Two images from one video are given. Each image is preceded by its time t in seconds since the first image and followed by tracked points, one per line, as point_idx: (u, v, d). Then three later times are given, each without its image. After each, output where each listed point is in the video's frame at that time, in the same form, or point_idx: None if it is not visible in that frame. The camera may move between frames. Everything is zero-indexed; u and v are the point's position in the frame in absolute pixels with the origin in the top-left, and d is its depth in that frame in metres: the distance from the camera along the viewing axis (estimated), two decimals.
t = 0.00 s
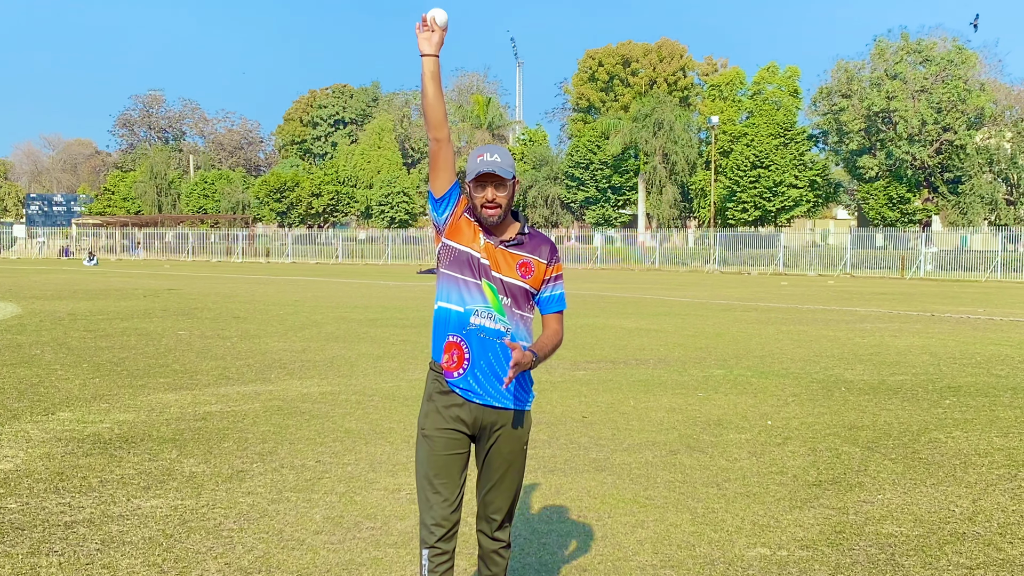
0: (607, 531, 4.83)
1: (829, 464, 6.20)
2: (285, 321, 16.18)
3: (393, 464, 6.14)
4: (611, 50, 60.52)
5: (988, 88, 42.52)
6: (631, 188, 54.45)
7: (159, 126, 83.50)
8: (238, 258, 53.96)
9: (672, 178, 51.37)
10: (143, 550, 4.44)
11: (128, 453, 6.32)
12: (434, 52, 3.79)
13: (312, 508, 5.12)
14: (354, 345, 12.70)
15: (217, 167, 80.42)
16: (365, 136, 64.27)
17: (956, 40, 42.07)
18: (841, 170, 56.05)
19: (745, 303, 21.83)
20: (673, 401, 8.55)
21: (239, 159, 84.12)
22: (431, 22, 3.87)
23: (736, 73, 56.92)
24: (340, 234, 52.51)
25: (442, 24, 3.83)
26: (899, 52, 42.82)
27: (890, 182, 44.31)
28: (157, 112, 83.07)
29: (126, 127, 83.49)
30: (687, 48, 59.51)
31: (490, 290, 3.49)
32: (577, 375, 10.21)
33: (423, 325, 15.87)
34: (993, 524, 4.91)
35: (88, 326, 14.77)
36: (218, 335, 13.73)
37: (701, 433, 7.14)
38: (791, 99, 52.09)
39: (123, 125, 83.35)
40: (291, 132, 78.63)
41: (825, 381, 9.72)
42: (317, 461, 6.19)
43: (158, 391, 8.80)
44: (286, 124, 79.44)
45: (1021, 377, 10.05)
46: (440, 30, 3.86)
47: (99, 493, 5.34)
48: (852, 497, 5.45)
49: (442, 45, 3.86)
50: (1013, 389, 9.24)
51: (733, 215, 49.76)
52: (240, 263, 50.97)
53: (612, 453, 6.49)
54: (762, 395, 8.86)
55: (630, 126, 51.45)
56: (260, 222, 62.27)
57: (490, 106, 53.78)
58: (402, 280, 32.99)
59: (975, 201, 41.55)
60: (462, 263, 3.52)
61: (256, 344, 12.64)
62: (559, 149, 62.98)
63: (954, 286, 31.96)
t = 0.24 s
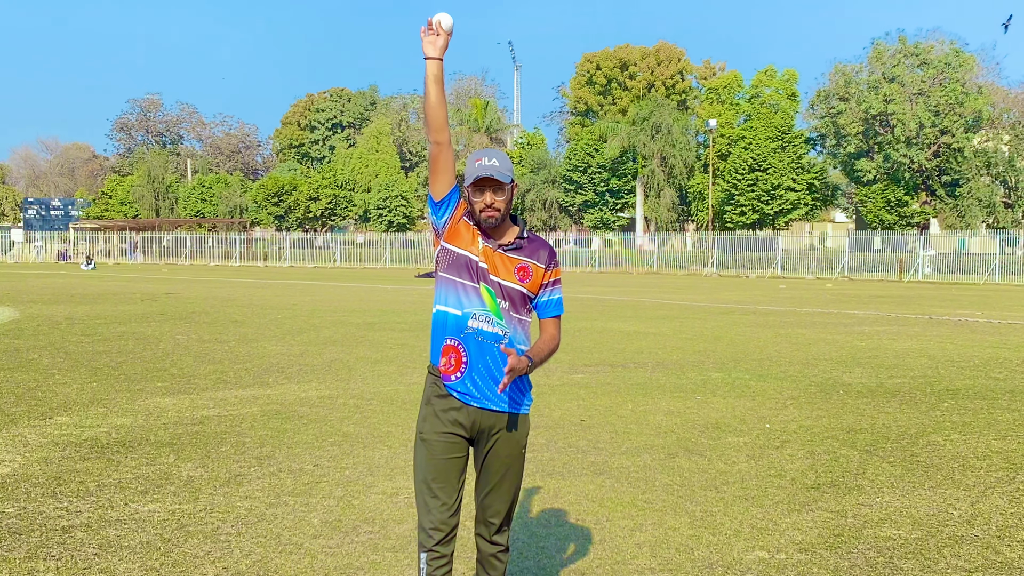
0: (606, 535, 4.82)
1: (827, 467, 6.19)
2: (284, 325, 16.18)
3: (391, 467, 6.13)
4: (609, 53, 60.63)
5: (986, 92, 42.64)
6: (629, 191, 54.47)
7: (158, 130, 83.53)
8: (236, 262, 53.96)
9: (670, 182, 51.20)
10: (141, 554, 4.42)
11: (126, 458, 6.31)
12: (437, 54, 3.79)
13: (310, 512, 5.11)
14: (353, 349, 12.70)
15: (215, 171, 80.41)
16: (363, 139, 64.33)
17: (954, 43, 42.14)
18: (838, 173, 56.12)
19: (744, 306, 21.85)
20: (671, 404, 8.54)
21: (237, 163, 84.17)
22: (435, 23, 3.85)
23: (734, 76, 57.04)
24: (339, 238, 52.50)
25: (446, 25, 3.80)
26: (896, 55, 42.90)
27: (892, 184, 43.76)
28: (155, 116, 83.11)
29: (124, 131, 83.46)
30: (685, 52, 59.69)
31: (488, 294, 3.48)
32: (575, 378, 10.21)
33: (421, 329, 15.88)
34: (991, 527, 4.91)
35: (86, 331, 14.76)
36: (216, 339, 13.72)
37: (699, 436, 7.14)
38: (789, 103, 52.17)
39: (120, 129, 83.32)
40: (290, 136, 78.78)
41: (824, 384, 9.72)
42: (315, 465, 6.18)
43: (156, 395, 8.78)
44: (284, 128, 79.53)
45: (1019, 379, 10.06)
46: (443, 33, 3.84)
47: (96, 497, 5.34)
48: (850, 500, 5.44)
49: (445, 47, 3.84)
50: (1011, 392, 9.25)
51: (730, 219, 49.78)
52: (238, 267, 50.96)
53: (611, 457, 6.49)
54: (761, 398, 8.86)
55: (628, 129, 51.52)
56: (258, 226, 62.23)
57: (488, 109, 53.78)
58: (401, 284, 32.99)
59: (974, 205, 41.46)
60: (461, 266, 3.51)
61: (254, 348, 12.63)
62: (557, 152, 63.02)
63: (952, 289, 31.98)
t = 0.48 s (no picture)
0: (604, 539, 4.82)
1: (826, 471, 6.19)
2: (282, 330, 16.17)
3: (389, 472, 6.13)
4: (607, 57, 60.69)
5: (983, 95, 42.68)
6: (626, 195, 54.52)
7: (155, 134, 83.54)
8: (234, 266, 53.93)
9: (668, 185, 50.99)
10: (139, 560, 4.42)
11: (124, 463, 6.31)
12: (436, 63, 3.82)
13: (308, 517, 5.11)
14: (351, 353, 12.69)
15: (213, 175, 80.40)
16: (361, 144, 64.36)
17: (951, 46, 42.21)
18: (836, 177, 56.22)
19: (742, 310, 21.85)
20: (669, 409, 8.53)
21: (235, 168, 84.18)
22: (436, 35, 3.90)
23: (731, 80, 57.01)
24: (336, 242, 52.54)
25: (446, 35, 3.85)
26: (893, 59, 42.99)
27: (886, 189, 44.51)
28: (152, 120, 83.12)
29: (122, 135, 83.44)
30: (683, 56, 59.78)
31: (485, 299, 3.48)
32: (573, 382, 10.20)
33: (419, 333, 15.87)
34: (989, 531, 4.91)
35: (84, 336, 14.74)
36: (214, 343, 13.71)
37: (697, 440, 7.14)
38: (786, 107, 52.24)
39: (118, 133, 83.30)
40: (288, 140, 78.93)
41: (822, 388, 9.71)
42: (313, 470, 6.17)
43: (154, 400, 8.78)
44: (282, 132, 79.58)
45: (1018, 383, 10.05)
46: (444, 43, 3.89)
47: (94, 503, 5.33)
48: (848, 504, 5.44)
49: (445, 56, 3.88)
50: (1008, 395, 9.25)
51: (728, 222, 49.79)
52: (237, 271, 50.97)
53: (609, 461, 6.48)
54: (759, 402, 8.85)
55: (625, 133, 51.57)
56: (256, 231, 62.21)
57: (486, 114, 53.74)
58: (399, 288, 32.99)
59: (971, 208, 41.51)
60: (459, 272, 3.52)
61: (252, 353, 12.62)
62: (555, 156, 63.06)
63: (950, 292, 32.01)
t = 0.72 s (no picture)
0: (602, 543, 4.81)
1: (825, 474, 6.20)
2: (279, 334, 16.15)
3: (387, 477, 6.12)
4: (604, 61, 60.74)
5: (980, 98, 42.81)
6: (624, 198, 54.55)
7: (153, 139, 83.56)
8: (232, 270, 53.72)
9: (666, 189, 50.91)
10: (138, 565, 4.41)
11: (122, 468, 6.30)
12: (433, 68, 3.80)
13: (306, 521, 5.10)
14: (349, 358, 12.68)
15: (211, 180, 80.40)
16: (359, 148, 64.41)
17: (948, 50, 42.23)
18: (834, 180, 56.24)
19: (740, 314, 21.85)
20: (668, 413, 8.53)
21: (233, 172, 84.14)
22: (432, 39, 3.88)
23: (728, 83, 57.02)
24: (334, 247, 52.58)
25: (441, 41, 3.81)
26: (891, 62, 43.04)
27: (884, 192, 44.25)
28: (150, 124, 83.13)
29: (119, 139, 83.43)
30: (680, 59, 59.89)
31: (482, 303, 3.49)
32: (571, 386, 10.19)
33: (417, 337, 15.87)
34: (988, 534, 4.91)
35: (82, 340, 14.72)
36: (212, 348, 13.69)
37: (695, 444, 7.14)
38: (783, 110, 52.30)
39: (116, 138, 83.28)
40: (285, 144, 78.95)
41: (820, 392, 9.72)
42: (311, 474, 6.17)
43: (152, 405, 8.77)
44: (280, 136, 79.59)
45: (1016, 387, 10.05)
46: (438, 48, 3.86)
47: (92, 508, 5.32)
48: (847, 508, 5.44)
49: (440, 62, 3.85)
50: (1007, 399, 9.25)
51: (726, 226, 49.81)
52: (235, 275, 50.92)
53: (607, 465, 6.48)
54: (757, 406, 8.85)
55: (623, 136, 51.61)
56: (254, 235, 62.19)
57: (484, 118, 53.71)
58: (397, 292, 32.97)
59: (969, 211, 41.74)
60: (455, 277, 3.53)
61: (250, 357, 12.62)
62: (553, 160, 63.10)
63: (948, 296, 32.02)
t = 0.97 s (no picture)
0: (601, 546, 4.81)
1: (824, 476, 6.19)
2: (278, 337, 16.15)
3: (386, 479, 6.12)
4: (603, 64, 60.83)
5: (979, 100, 42.95)
6: (623, 201, 54.59)
7: (151, 142, 83.59)
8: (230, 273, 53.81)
9: (665, 192, 50.90)
10: (134, 568, 4.41)
11: (121, 471, 6.29)
12: (424, 77, 3.83)
13: (305, 525, 5.10)
14: (348, 361, 12.67)
15: (210, 183, 80.43)
16: (357, 151, 64.46)
17: (946, 52, 42.46)
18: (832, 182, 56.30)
19: (739, 316, 21.86)
20: (666, 415, 8.52)
21: (232, 175, 84.15)
22: (426, 49, 3.90)
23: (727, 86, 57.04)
24: (334, 250, 52.60)
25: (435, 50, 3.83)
26: (889, 64, 43.16)
27: (882, 195, 44.20)
28: (148, 128, 83.16)
29: (118, 143, 83.45)
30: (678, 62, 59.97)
31: (475, 305, 3.48)
32: (570, 389, 10.18)
33: (415, 341, 15.86)
34: (987, 536, 4.91)
35: (80, 344, 14.71)
36: (210, 351, 13.69)
37: (694, 447, 7.13)
38: (782, 113, 52.36)
39: (114, 141, 83.31)
40: (284, 148, 78.92)
41: (819, 394, 9.71)
42: (310, 478, 6.16)
43: (150, 409, 8.77)
44: (278, 139, 79.60)
45: (1015, 388, 10.04)
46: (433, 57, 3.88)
47: (90, 511, 5.32)
48: (845, 510, 5.44)
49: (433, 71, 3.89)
50: (1006, 401, 9.25)
51: (725, 228, 49.84)
52: (233, 279, 50.97)
53: (606, 468, 6.48)
54: (756, 408, 8.85)
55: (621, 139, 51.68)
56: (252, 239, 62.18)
57: (483, 120, 53.69)
58: (395, 295, 32.94)
59: (967, 213, 41.78)
60: (450, 282, 3.53)
61: (249, 360, 12.61)
62: (551, 162, 63.15)
63: (946, 298, 32.05)
